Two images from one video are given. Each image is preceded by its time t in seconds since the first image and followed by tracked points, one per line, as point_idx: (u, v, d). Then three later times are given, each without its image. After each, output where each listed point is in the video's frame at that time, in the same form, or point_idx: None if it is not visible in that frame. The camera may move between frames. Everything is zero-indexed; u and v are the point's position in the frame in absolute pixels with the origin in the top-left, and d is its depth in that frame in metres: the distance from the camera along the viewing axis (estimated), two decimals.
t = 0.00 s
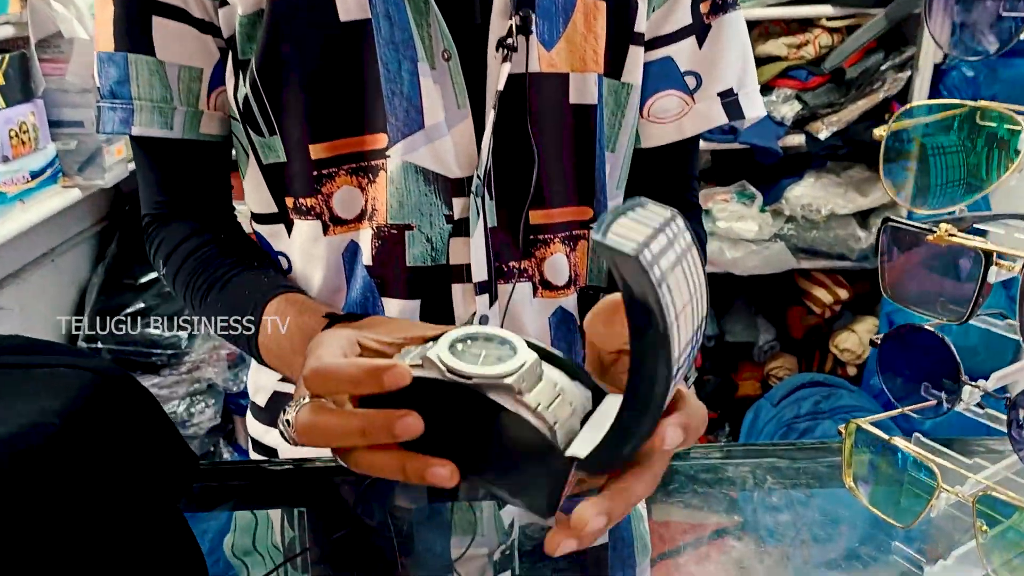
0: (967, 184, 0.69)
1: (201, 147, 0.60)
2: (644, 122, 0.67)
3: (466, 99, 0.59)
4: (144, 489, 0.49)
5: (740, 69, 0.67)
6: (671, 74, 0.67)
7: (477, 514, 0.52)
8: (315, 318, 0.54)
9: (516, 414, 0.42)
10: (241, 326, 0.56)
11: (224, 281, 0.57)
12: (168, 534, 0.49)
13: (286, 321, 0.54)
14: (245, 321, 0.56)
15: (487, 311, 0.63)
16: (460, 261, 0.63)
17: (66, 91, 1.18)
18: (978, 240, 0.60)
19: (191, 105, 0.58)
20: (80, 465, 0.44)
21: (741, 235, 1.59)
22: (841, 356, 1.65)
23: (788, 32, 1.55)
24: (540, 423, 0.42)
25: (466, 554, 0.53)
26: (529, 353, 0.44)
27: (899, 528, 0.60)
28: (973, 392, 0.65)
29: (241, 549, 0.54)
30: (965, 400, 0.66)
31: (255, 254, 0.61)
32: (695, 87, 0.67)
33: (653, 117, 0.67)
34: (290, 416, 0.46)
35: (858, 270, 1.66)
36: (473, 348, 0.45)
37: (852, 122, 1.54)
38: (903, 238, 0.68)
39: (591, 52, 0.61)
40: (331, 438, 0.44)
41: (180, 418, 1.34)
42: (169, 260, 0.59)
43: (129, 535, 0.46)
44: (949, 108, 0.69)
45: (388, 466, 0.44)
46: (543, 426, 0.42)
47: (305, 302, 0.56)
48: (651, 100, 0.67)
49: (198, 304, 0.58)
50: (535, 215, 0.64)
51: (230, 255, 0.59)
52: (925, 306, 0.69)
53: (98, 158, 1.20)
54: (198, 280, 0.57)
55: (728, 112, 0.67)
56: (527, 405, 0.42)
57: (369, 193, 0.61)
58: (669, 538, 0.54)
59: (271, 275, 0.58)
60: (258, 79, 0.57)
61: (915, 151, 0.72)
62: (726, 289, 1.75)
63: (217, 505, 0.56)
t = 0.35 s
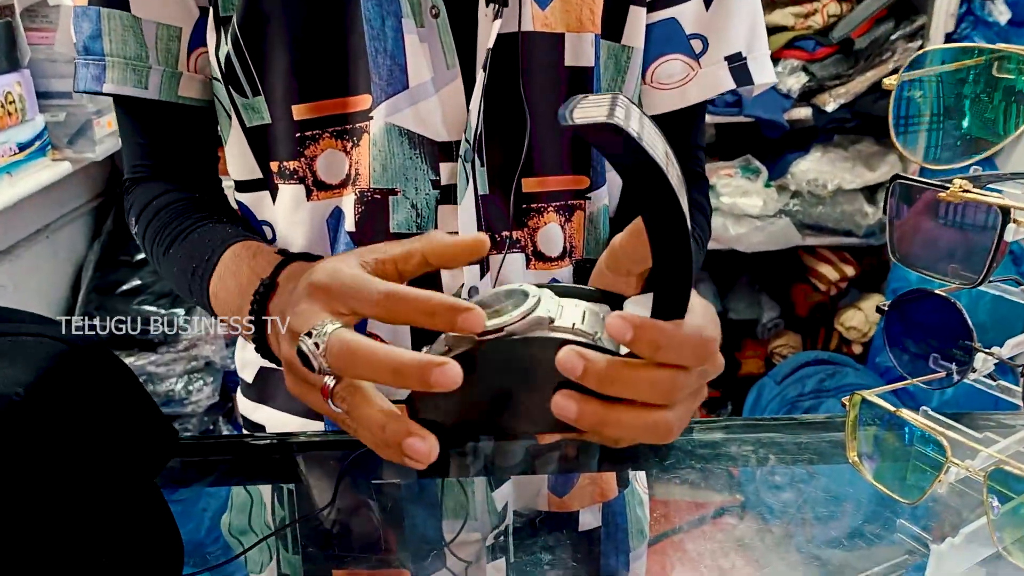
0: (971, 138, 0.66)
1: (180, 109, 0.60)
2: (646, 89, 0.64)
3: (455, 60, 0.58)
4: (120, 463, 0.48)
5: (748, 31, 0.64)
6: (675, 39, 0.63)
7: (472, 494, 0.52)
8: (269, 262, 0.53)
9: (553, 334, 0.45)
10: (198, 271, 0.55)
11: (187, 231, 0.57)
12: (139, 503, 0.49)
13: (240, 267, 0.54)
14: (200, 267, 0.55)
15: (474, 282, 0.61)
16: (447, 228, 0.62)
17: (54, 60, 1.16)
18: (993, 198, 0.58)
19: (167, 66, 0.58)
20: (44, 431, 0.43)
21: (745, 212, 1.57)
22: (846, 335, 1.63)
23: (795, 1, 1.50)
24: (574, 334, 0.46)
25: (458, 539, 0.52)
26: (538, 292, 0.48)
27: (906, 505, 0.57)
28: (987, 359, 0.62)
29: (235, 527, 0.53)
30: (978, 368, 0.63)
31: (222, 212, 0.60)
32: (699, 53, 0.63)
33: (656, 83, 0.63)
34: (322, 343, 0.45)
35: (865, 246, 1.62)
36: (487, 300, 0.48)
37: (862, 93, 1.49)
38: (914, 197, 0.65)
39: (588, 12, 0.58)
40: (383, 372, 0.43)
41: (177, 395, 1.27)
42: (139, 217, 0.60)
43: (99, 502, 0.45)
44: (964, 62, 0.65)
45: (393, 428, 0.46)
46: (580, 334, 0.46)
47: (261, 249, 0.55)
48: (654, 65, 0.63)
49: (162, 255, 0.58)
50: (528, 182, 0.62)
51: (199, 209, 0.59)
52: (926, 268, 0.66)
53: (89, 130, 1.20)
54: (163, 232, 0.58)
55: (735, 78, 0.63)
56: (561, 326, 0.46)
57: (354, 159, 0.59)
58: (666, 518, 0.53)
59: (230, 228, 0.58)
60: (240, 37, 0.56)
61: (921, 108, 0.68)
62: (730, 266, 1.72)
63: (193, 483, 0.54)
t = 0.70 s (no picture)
0: (975, 124, 0.64)
1: (166, 92, 0.60)
2: (638, 77, 0.62)
3: (446, 46, 0.57)
4: (109, 453, 0.49)
5: (741, 20, 0.63)
6: (668, 27, 0.62)
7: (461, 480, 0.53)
8: (251, 202, 0.55)
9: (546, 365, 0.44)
10: (177, 226, 0.55)
11: (169, 191, 0.58)
12: (130, 491, 0.50)
13: (220, 209, 0.55)
14: (179, 220, 0.55)
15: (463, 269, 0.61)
16: (438, 217, 0.62)
17: (51, 47, 1.15)
18: (995, 185, 0.57)
19: (155, 50, 0.57)
20: (36, 420, 0.44)
21: (749, 198, 1.55)
22: (850, 324, 1.62)
23: None
24: (569, 366, 0.45)
25: (451, 528, 0.52)
26: (542, 312, 0.47)
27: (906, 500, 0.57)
28: (987, 351, 0.62)
29: (227, 520, 0.51)
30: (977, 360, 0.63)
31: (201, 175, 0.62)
32: (692, 42, 0.63)
33: (648, 71, 0.62)
34: (316, 326, 0.45)
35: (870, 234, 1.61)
36: (487, 315, 0.47)
37: (866, 79, 1.48)
38: (916, 180, 0.64)
39: None
40: (378, 373, 0.44)
41: (179, 383, 1.23)
42: (123, 188, 0.61)
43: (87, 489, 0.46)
44: (965, 46, 0.64)
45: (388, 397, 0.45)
46: (574, 368, 0.45)
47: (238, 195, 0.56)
48: (645, 53, 0.62)
49: (143, 222, 0.58)
50: (520, 170, 0.61)
51: (182, 175, 0.60)
52: (930, 259, 0.65)
53: (87, 119, 1.21)
54: (145, 199, 0.58)
55: (727, 66, 0.63)
56: (557, 355, 0.45)
57: (343, 145, 0.59)
58: (660, 509, 0.53)
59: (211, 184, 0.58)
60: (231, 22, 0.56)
61: (925, 93, 0.67)
62: (733, 254, 1.71)
63: (184, 473, 0.54)
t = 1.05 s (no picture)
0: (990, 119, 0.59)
1: (159, 83, 0.60)
2: (643, 68, 0.62)
3: (447, 34, 0.56)
4: (116, 450, 0.49)
5: (748, 14, 0.63)
6: (673, 16, 0.61)
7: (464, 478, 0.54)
8: (228, 220, 0.55)
9: (528, 407, 0.45)
10: (162, 237, 0.56)
11: (152, 198, 0.58)
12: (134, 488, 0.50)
13: (197, 227, 0.55)
14: (163, 232, 0.56)
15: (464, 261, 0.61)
16: (438, 208, 0.61)
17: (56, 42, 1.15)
18: (1010, 180, 0.55)
19: (148, 41, 0.57)
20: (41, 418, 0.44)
21: (759, 192, 1.53)
22: (861, 318, 1.59)
23: None
24: (554, 415, 0.45)
25: (456, 525, 0.52)
26: (551, 346, 0.46)
27: (920, 501, 0.56)
28: (1001, 350, 0.61)
29: (232, 514, 0.52)
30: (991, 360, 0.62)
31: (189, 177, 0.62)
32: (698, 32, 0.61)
33: (653, 62, 0.61)
34: (308, 336, 0.46)
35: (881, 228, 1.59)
36: (496, 323, 0.46)
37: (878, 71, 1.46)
38: (932, 175, 0.62)
39: None
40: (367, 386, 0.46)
41: (186, 378, 1.23)
42: (113, 185, 0.61)
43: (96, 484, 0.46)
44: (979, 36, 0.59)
45: (399, 408, 0.45)
46: (558, 419, 0.45)
47: (217, 209, 0.56)
48: (652, 44, 0.61)
49: (132, 223, 0.59)
50: (521, 161, 0.60)
51: (169, 175, 0.60)
52: (942, 257, 0.63)
53: (94, 113, 1.22)
54: (132, 200, 0.59)
55: (737, 58, 0.62)
56: (546, 399, 0.45)
57: (341, 135, 0.59)
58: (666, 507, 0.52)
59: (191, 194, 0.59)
60: (230, 11, 0.56)
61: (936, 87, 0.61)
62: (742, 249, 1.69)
63: (187, 470, 0.54)
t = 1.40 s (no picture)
0: (996, 119, 0.59)
1: (167, 76, 0.60)
2: (652, 64, 0.61)
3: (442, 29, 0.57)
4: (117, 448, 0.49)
5: (762, 9, 0.62)
6: (684, 13, 0.61)
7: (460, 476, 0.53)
8: (265, 224, 0.55)
9: (503, 408, 0.44)
10: (192, 236, 0.57)
11: (182, 196, 0.59)
12: (138, 491, 0.50)
13: (237, 227, 0.56)
14: (193, 230, 0.57)
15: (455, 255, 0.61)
16: (430, 204, 0.61)
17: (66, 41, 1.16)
18: (1012, 180, 0.55)
19: (152, 35, 0.58)
20: (42, 422, 0.45)
21: (767, 189, 1.53)
22: (869, 315, 1.57)
23: None
24: (527, 423, 0.45)
25: (448, 520, 0.51)
26: (541, 354, 0.46)
27: (924, 500, 0.56)
28: (1004, 351, 0.61)
29: (231, 503, 0.51)
30: (995, 359, 0.61)
31: (214, 177, 0.63)
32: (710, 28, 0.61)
33: (663, 58, 0.61)
34: (286, 262, 0.47)
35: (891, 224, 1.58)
36: (496, 315, 0.46)
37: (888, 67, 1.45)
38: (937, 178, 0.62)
39: None
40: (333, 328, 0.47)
41: (195, 374, 1.24)
42: (134, 181, 0.62)
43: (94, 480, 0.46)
44: (987, 36, 0.58)
45: (366, 353, 0.46)
46: (530, 428, 0.45)
47: (255, 212, 0.57)
48: (660, 40, 0.60)
49: (157, 220, 0.60)
50: (517, 156, 0.61)
51: (195, 174, 0.61)
52: (947, 256, 0.63)
53: (103, 111, 1.23)
54: (158, 197, 0.60)
55: (748, 53, 0.61)
56: (522, 404, 0.45)
57: (334, 129, 0.59)
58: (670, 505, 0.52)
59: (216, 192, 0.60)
60: (230, 5, 0.57)
61: (944, 84, 0.61)
62: (750, 246, 1.69)
63: (194, 467, 0.54)
